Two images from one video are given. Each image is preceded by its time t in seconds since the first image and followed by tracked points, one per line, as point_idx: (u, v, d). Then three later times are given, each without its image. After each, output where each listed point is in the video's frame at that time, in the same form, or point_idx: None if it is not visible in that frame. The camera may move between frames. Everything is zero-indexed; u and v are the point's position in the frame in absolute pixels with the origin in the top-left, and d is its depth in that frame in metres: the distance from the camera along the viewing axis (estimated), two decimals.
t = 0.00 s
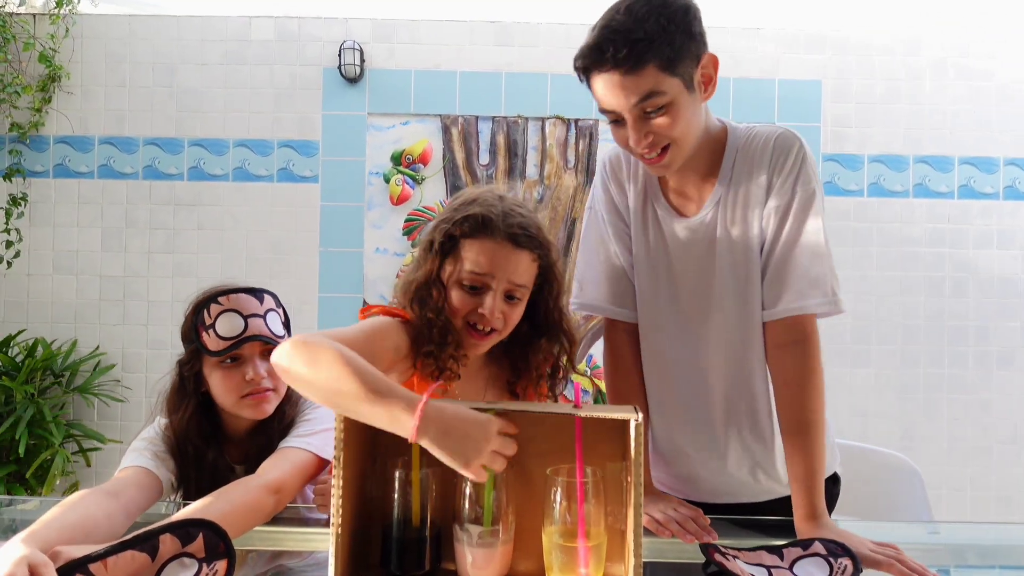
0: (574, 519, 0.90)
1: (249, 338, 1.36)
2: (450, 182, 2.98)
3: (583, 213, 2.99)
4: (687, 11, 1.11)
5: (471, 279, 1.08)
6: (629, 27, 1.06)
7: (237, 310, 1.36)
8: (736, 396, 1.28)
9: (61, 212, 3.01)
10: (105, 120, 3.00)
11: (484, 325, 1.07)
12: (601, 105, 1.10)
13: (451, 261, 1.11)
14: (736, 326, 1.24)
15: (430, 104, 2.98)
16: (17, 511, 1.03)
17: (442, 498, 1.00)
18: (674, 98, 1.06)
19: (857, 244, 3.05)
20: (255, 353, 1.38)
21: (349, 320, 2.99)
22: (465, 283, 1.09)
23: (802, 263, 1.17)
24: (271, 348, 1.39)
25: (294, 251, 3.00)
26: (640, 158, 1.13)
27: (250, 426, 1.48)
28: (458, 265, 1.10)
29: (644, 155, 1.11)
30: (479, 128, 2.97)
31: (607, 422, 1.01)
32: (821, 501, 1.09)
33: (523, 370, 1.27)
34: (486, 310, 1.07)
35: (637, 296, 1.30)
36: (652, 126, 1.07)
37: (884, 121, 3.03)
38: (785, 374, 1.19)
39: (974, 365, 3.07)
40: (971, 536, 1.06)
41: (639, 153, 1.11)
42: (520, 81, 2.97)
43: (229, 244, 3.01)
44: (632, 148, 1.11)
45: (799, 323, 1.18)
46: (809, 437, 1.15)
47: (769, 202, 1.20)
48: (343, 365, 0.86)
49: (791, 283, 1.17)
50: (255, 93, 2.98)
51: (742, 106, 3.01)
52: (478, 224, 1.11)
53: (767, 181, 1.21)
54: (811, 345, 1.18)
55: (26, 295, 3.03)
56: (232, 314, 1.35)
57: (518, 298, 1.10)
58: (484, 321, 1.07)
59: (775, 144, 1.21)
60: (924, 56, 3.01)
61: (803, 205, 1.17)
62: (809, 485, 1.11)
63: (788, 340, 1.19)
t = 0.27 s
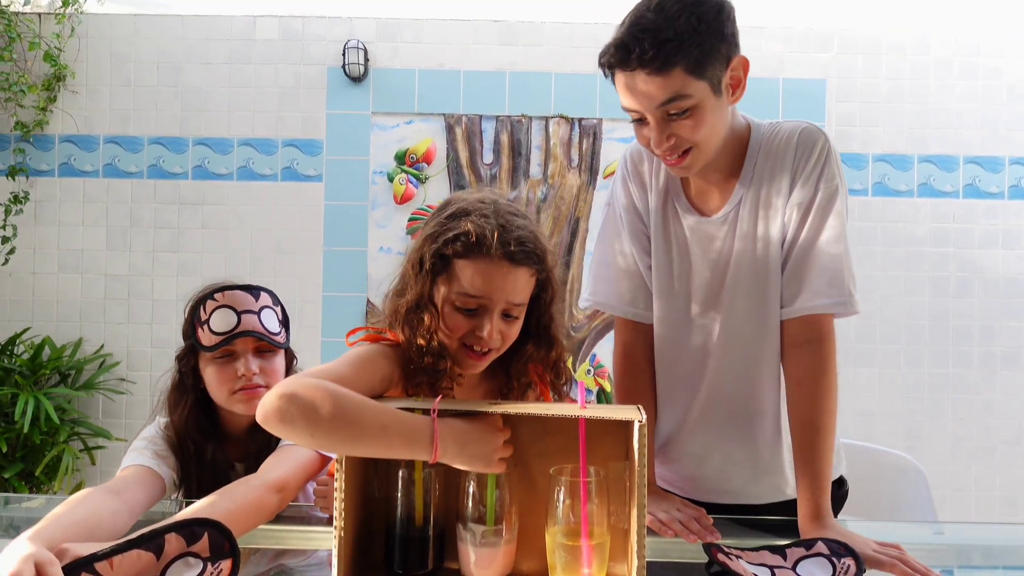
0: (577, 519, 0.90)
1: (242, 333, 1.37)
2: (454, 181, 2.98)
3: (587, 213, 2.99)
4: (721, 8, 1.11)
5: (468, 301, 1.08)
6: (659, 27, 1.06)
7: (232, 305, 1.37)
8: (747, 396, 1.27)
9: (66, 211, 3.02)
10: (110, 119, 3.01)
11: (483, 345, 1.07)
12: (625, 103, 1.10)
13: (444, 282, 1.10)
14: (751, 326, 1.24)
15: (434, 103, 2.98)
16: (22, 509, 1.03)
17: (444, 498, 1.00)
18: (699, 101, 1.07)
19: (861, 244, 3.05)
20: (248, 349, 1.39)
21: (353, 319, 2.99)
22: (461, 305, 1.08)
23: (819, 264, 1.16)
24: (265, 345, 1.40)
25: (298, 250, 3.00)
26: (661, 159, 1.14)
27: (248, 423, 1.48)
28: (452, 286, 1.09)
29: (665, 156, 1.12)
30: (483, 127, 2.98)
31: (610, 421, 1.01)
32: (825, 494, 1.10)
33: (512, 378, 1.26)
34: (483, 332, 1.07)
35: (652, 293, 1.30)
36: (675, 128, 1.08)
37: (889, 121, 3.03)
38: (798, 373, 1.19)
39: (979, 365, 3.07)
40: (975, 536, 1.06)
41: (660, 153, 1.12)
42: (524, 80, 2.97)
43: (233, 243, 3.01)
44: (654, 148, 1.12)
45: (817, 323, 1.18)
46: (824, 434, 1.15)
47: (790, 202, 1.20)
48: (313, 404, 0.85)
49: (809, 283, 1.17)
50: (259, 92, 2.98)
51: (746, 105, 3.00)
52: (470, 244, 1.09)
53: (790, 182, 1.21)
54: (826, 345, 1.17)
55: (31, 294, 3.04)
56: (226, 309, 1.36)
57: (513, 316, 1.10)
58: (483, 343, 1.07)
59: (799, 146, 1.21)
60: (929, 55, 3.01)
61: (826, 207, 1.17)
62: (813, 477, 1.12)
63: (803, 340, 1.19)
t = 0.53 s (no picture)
0: (580, 518, 0.90)
1: (237, 328, 1.37)
2: (457, 180, 2.98)
3: (590, 212, 2.99)
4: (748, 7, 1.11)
5: (472, 313, 1.07)
6: (686, 23, 1.05)
7: (232, 299, 1.38)
8: (755, 396, 1.27)
9: (70, 211, 3.03)
10: (114, 118, 3.01)
11: (486, 358, 1.07)
12: (645, 100, 1.10)
13: (448, 293, 1.10)
14: (760, 326, 1.24)
15: (437, 103, 2.98)
16: (27, 507, 1.03)
17: (447, 497, 1.00)
18: (721, 101, 1.07)
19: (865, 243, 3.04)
20: (243, 344, 1.39)
21: (356, 318, 2.99)
22: (466, 316, 1.08)
23: (830, 263, 1.16)
24: (260, 342, 1.39)
25: (301, 250, 3.01)
26: (677, 157, 1.14)
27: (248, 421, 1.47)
28: (457, 297, 1.08)
29: (682, 154, 1.12)
30: (486, 126, 2.98)
31: (613, 421, 1.01)
32: (829, 491, 1.10)
33: (518, 387, 1.25)
34: (487, 345, 1.06)
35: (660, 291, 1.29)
36: (694, 127, 1.08)
37: (893, 119, 3.02)
38: (807, 372, 1.19)
39: (983, 365, 3.06)
40: (980, 537, 1.05)
41: (677, 151, 1.12)
42: (526, 79, 2.97)
43: (237, 242, 3.02)
44: (671, 146, 1.12)
45: (827, 321, 1.18)
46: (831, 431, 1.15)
47: (802, 202, 1.20)
48: (313, 413, 0.84)
49: (821, 282, 1.17)
50: (263, 91, 2.99)
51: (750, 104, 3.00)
52: (476, 256, 1.09)
53: (803, 182, 1.21)
54: (835, 345, 1.17)
55: (35, 294, 3.05)
56: (225, 303, 1.36)
57: (519, 328, 1.09)
58: (486, 355, 1.07)
59: (813, 146, 1.21)
60: (934, 53, 3.00)
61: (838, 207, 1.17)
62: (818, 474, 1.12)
63: (813, 339, 1.19)
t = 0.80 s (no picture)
0: (583, 516, 0.90)
1: (243, 328, 1.38)
2: (460, 179, 2.98)
3: (593, 211, 2.99)
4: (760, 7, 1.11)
5: (478, 306, 1.07)
6: (698, 19, 1.05)
7: (238, 299, 1.38)
8: (759, 394, 1.27)
9: (75, 210, 3.04)
10: (118, 118, 3.02)
11: (491, 351, 1.06)
12: (652, 95, 1.10)
13: (456, 285, 1.10)
14: (765, 325, 1.24)
15: (440, 102, 2.98)
16: (32, 506, 1.04)
17: (450, 495, 1.01)
18: (730, 98, 1.07)
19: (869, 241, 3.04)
20: (248, 345, 1.39)
21: (360, 317, 3.00)
22: (472, 309, 1.08)
23: (836, 263, 1.16)
24: (265, 343, 1.40)
25: (304, 249, 3.01)
26: (683, 154, 1.13)
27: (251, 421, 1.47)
28: (463, 291, 1.09)
29: (689, 152, 1.12)
30: (489, 125, 2.98)
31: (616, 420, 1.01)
32: (835, 490, 1.10)
33: (519, 383, 1.25)
34: (492, 338, 1.06)
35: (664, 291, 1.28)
36: (702, 124, 1.08)
37: (896, 117, 3.01)
38: (812, 372, 1.19)
39: (988, 363, 3.05)
40: (984, 535, 1.05)
41: (683, 148, 1.11)
42: (529, 77, 2.97)
43: (240, 241, 3.02)
44: (677, 142, 1.12)
45: (830, 321, 1.18)
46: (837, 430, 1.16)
47: (807, 202, 1.20)
48: (313, 414, 0.84)
49: (826, 282, 1.17)
50: (266, 91, 2.99)
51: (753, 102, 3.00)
52: (485, 249, 1.09)
53: (808, 182, 1.21)
54: (841, 345, 1.17)
55: (40, 293, 3.06)
56: (230, 304, 1.37)
57: (525, 324, 1.09)
58: (491, 348, 1.06)
59: (818, 145, 1.22)
60: (938, 50, 2.99)
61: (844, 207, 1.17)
62: (824, 473, 1.12)
63: (818, 338, 1.19)
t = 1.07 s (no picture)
0: (587, 514, 0.90)
1: (246, 328, 1.38)
2: (464, 177, 2.98)
3: (597, 209, 2.99)
4: (766, 13, 1.10)
5: (488, 293, 1.08)
6: (702, 29, 1.04)
7: (240, 298, 1.38)
8: (760, 390, 1.27)
9: (80, 208, 3.05)
10: (123, 116, 3.03)
11: (501, 337, 1.07)
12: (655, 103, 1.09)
13: (468, 270, 1.11)
14: (767, 325, 1.23)
15: (444, 100, 2.98)
16: (37, 502, 1.04)
17: (454, 493, 1.00)
18: (733, 109, 1.06)
19: (874, 239, 3.03)
20: (251, 344, 1.39)
21: (364, 315, 3.00)
22: (483, 294, 1.08)
23: (838, 261, 1.16)
24: (268, 342, 1.40)
25: (308, 247, 3.01)
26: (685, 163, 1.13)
27: (255, 419, 1.48)
28: (474, 276, 1.10)
29: (692, 161, 1.11)
30: (493, 123, 2.97)
31: (621, 418, 1.01)
32: (841, 489, 1.09)
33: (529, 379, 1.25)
34: (502, 323, 1.06)
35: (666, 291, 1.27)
36: (705, 133, 1.08)
37: (902, 114, 3.00)
38: (815, 371, 1.19)
39: (993, 361, 3.04)
40: (990, 534, 1.05)
41: (685, 156, 1.11)
42: (534, 75, 2.97)
43: (244, 239, 3.03)
44: (680, 150, 1.11)
45: (830, 319, 1.18)
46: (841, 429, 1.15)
47: (809, 200, 1.20)
48: (326, 409, 0.85)
49: (828, 281, 1.17)
50: (270, 89, 2.99)
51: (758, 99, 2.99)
52: (496, 235, 1.11)
53: (809, 180, 1.20)
54: (843, 344, 1.17)
55: (45, 291, 3.06)
56: (232, 303, 1.37)
57: (533, 314, 1.10)
58: (501, 334, 1.07)
59: (816, 144, 1.21)
60: (944, 47, 2.97)
61: (844, 206, 1.17)
62: (830, 474, 1.12)
63: (819, 336, 1.19)
